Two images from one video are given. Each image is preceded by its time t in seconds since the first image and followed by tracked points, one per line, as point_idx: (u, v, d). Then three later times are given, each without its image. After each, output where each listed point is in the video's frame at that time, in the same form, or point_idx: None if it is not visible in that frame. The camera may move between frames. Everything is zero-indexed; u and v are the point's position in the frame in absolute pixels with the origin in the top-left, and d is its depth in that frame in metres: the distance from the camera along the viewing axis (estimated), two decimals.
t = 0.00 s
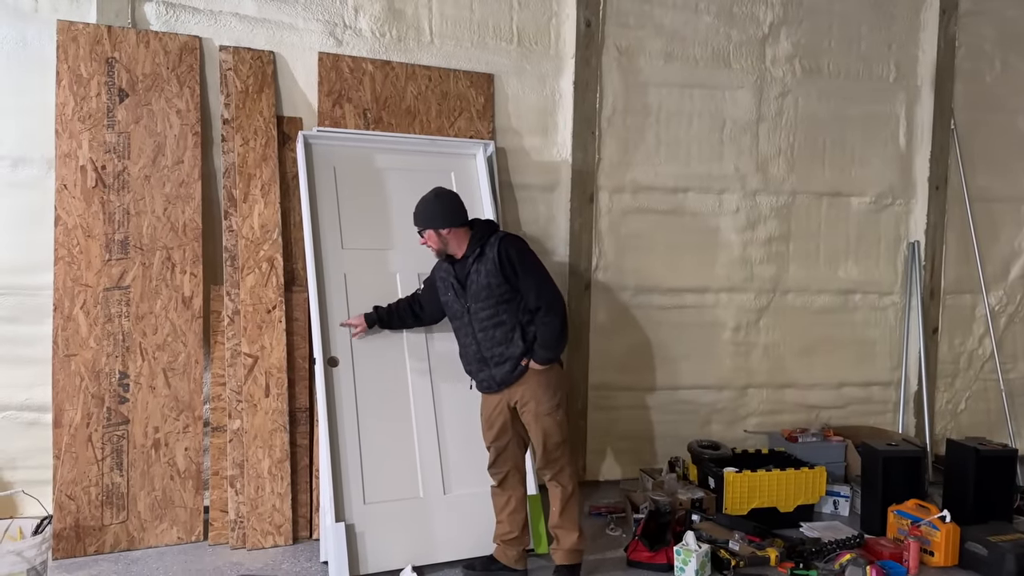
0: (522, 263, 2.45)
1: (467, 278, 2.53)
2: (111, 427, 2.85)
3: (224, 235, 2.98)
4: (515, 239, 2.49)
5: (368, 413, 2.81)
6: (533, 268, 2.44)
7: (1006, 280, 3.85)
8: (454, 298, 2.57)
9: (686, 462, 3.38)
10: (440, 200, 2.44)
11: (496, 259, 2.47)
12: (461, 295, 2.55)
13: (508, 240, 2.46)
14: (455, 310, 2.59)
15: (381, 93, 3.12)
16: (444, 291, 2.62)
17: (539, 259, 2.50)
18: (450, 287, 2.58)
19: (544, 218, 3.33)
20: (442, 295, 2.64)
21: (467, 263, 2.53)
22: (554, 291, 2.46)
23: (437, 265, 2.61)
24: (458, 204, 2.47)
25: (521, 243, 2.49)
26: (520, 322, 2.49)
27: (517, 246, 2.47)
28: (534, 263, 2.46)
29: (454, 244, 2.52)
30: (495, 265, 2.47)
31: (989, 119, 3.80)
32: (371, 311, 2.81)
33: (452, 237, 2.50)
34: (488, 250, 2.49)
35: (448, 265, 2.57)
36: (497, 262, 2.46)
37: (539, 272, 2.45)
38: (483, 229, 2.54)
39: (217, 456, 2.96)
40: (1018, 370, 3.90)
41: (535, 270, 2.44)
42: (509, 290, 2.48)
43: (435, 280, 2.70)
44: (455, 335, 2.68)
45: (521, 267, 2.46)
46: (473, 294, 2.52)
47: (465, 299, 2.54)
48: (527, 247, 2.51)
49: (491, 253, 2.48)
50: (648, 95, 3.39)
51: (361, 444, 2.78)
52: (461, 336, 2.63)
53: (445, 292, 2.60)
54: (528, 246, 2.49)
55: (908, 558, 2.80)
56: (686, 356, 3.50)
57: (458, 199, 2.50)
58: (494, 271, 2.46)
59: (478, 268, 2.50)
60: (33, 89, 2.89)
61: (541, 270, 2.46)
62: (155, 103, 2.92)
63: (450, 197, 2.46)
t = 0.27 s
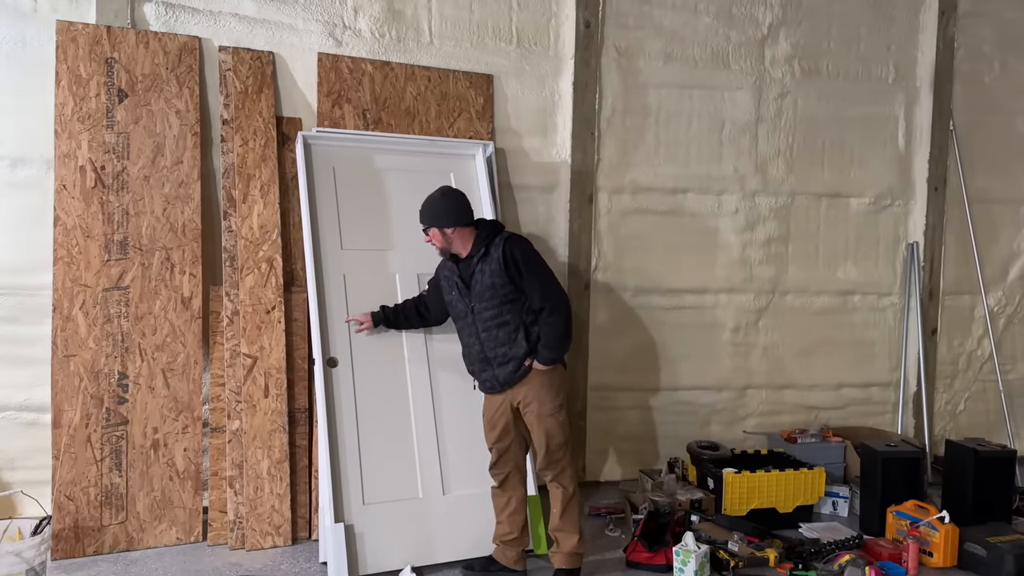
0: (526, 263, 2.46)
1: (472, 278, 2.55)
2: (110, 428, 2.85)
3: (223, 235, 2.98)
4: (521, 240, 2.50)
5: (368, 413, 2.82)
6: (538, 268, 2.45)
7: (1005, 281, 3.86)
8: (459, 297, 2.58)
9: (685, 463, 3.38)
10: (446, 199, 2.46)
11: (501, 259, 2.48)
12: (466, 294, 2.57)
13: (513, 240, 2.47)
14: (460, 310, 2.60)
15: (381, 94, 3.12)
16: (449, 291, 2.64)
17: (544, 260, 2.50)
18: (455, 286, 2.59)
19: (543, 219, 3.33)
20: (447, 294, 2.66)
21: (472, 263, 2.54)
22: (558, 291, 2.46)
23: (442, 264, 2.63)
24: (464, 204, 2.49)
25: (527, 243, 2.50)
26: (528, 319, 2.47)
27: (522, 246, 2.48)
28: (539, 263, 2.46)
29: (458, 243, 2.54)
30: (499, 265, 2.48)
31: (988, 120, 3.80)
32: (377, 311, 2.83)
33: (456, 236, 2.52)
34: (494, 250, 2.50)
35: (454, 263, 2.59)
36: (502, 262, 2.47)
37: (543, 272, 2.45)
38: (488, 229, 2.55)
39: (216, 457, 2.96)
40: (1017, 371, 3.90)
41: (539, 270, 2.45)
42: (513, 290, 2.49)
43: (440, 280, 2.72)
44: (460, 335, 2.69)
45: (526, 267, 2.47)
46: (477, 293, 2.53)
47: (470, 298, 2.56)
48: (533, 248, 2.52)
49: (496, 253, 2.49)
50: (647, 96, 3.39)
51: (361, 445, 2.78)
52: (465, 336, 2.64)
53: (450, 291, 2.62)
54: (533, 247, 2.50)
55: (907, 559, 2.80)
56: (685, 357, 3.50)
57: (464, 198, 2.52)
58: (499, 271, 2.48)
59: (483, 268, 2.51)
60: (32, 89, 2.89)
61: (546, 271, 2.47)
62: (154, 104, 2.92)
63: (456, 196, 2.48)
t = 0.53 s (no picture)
0: (528, 265, 2.46)
1: (474, 278, 2.55)
2: (106, 428, 2.85)
3: (220, 236, 2.98)
4: (524, 242, 2.50)
5: (364, 414, 2.81)
6: (540, 270, 2.45)
7: (1000, 282, 3.87)
8: (460, 297, 2.58)
9: (682, 464, 3.39)
10: (454, 197, 2.46)
11: (503, 260, 2.48)
12: (467, 295, 2.56)
13: (515, 241, 2.47)
14: (461, 310, 2.60)
15: (378, 94, 3.12)
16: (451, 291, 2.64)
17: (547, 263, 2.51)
18: (457, 286, 2.59)
19: (540, 220, 3.33)
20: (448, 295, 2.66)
21: (474, 263, 2.54)
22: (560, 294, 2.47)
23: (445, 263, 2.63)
24: (470, 202, 2.49)
25: (530, 245, 2.50)
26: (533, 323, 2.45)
27: (524, 248, 2.48)
28: (542, 266, 2.47)
29: (463, 242, 2.54)
30: (501, 265, 2.48)
31: (984, 121, 3.81)
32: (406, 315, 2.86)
33: (462, 234, 2.52)
34: (496, 251, 2.50)
35: (456, 262, 2.59)
36: (504, 263, 2.47)
37: (545, 274, 2.45)
38: (492, 229, 2.55)
39: (212, 457, 2.96)
40: (1013, 371, 3.91)
41: (541, 272, 2.45)
42: (514, 292, 2.49)
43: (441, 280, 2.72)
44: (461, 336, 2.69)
45: (528, 268, 2.47)
46: (479, 294, 2.53)
47: (471, 298, 2.56)
48: (535, 250, 2.52)
49: (498, 254, 2.49)
50: (644, 97, 3.40)
51: (357, 446, 2.77)
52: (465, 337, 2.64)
53: (452, 291, 2.62)
54: (536, 249, 2.50)
55: (903, 559, 2.81)
56: (682, 357, 3.51)
57: (469, 196, 2.52)
58: (501, 272, 2.48)
59: (485, 268, 2.51)
60: (28, 89, 2.89)
61: (548, 274, 2.47)
62: (150, 104, 2.91)
63: (462, 194, 2.49)
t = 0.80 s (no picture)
0: (535, 266, 2.45)
1: (481, 277, 2.56)
2: (98, 429, 2.84)
3: (212, 236, 2.97)
4: (532, 243, 2.50)
5: (357, 415, 2.81)
6: (546, 273, 2.44)
7: (992, 282, 3.88)
8: (467, 296, 2.60)
9: (675, 464, 3.39)
10: (457, 198, 2.45)
11: (510, 261, 2.47)
12: (474, 294, 2.58)
13: (523, 242, 2.46)
14: (467, 309, 2.62)
15: (371, 94, 3.11)
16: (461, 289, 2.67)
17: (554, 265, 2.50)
18: (464, 284, 2.61)
19: (534, 220, 3.34)
20: (457, 293, 2.68)
21: (482, 262, 2.55)
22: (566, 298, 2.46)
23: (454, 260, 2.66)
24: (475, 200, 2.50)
25: (539, 246, 2.49)
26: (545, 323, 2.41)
27: (533, 249, 2.47)
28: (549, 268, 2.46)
29: (474, 241, 2.54)
30: (508, 266, 2.48)
31: (975, 123, 3.83)
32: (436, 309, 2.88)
33: (473, 233, 2.53)
34: (504, 251, 2.50)
35: (464, 261, 2.60)
36: (510, 265, 2.47)
37: (552, 276, 2.45)
38: (500, 228, 2.55)
39: (205, 458, 2.95)
40: (1004, 371, 3.93)
41: (548, 275, 2.44)
42: (520, 293, 2.49)
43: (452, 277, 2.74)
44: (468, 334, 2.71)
45: (535, 270, 2.47)
46: (485, 294, 2.54)
47: (477, 298, 2.57)
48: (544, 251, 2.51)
49: (505, 254, 2.49)
50: (637, 97, 3.40)
51: (350, 447, 2.77)
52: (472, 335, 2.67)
53: (460, 289, 2.64)
54: (544, 251, 2.49)
55: (895, 558, 2.82)
56: (675, 358, 3.51)
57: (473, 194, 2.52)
58: (507, 273, 2.47)
59: (492, 269, 2.51)
60: (20, 88, 2.87)
61: (555, 276, 2.46)
62: (143, 104, 2.90)
63: (466, 193, 2.48)
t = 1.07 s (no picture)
0: (558, 275, 2.45)
1: (499, 278, 2.54)
2: (85, 431, 2.82)
3: (201, 236, 2.96)
4: (557, 250, 2.48)
5: (347, 416, 2.80)
6: (568, 283, 2.44)
7: (978, 283, 3.91)
8: (482, 296, 2.58)
9: (665, 464, 3.41)
10: (482, 193, 2.45)
11: (533, 267, 2.46)
12: (490, 295, 2.56)
13: (548, 249, 2.45)
14: (482, 308, 2.61)
15: (360, 94, 3.11)
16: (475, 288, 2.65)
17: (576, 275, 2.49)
18: (481, 284, 2.59)
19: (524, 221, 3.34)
20: (471, 291, 2.66)
21: (501, 264, 2.53)
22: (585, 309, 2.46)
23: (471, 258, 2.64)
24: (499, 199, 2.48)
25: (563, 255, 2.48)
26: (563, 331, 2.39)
27: (558, 257, 2.46)
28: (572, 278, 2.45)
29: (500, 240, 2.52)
30: (530, 272, 2.47)
31: (962, 124, 3.85)
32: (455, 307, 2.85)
33: (498, 231, 2.50)
34: (527, 256, 2.48)
35: (482, 260, 2.58)
36: (533, 270, 2.46)
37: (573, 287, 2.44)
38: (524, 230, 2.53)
39: (193, 460, 2.93)
40: (990, 371, 3.96)
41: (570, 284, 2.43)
42: (539, 300, 2.48)
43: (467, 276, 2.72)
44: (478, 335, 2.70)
45: (557, 279, 2.46)
46: (502, 296, 2.52)
47: (493, 299, 2.55)
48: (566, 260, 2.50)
49: (529, 259, 2.47)
50: (627, 98, 3.41)
51: (340, 448, 2.76)
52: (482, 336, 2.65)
53: (475, 288, 2.62)
54: (566, 260, 2.48)
55: (883, 557, 2.84)
56: (665, 358, 3.52)
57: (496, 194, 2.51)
58: (528, 278, 2.47)
59: (513, 271, 2.50)
60: (6, 87, 2.85)
61: (577, 286, 2.46)
62: (130, 103, 2.89)
63: (490, 192, 2.47)
